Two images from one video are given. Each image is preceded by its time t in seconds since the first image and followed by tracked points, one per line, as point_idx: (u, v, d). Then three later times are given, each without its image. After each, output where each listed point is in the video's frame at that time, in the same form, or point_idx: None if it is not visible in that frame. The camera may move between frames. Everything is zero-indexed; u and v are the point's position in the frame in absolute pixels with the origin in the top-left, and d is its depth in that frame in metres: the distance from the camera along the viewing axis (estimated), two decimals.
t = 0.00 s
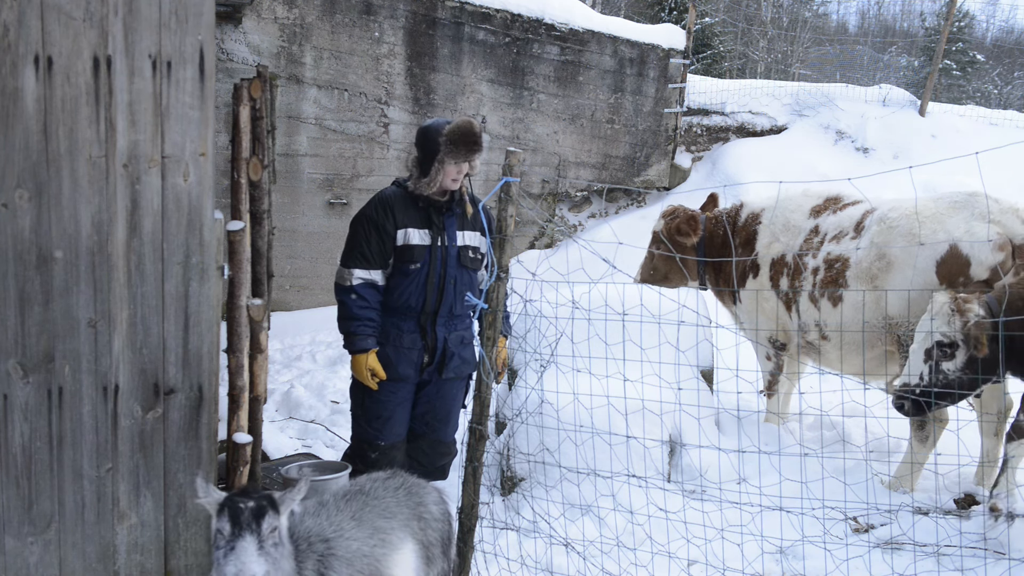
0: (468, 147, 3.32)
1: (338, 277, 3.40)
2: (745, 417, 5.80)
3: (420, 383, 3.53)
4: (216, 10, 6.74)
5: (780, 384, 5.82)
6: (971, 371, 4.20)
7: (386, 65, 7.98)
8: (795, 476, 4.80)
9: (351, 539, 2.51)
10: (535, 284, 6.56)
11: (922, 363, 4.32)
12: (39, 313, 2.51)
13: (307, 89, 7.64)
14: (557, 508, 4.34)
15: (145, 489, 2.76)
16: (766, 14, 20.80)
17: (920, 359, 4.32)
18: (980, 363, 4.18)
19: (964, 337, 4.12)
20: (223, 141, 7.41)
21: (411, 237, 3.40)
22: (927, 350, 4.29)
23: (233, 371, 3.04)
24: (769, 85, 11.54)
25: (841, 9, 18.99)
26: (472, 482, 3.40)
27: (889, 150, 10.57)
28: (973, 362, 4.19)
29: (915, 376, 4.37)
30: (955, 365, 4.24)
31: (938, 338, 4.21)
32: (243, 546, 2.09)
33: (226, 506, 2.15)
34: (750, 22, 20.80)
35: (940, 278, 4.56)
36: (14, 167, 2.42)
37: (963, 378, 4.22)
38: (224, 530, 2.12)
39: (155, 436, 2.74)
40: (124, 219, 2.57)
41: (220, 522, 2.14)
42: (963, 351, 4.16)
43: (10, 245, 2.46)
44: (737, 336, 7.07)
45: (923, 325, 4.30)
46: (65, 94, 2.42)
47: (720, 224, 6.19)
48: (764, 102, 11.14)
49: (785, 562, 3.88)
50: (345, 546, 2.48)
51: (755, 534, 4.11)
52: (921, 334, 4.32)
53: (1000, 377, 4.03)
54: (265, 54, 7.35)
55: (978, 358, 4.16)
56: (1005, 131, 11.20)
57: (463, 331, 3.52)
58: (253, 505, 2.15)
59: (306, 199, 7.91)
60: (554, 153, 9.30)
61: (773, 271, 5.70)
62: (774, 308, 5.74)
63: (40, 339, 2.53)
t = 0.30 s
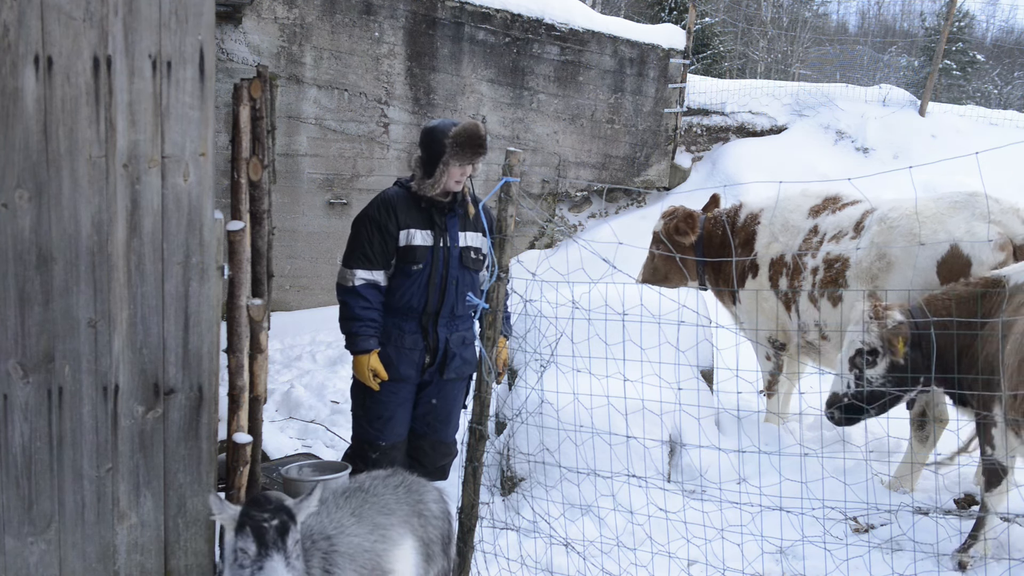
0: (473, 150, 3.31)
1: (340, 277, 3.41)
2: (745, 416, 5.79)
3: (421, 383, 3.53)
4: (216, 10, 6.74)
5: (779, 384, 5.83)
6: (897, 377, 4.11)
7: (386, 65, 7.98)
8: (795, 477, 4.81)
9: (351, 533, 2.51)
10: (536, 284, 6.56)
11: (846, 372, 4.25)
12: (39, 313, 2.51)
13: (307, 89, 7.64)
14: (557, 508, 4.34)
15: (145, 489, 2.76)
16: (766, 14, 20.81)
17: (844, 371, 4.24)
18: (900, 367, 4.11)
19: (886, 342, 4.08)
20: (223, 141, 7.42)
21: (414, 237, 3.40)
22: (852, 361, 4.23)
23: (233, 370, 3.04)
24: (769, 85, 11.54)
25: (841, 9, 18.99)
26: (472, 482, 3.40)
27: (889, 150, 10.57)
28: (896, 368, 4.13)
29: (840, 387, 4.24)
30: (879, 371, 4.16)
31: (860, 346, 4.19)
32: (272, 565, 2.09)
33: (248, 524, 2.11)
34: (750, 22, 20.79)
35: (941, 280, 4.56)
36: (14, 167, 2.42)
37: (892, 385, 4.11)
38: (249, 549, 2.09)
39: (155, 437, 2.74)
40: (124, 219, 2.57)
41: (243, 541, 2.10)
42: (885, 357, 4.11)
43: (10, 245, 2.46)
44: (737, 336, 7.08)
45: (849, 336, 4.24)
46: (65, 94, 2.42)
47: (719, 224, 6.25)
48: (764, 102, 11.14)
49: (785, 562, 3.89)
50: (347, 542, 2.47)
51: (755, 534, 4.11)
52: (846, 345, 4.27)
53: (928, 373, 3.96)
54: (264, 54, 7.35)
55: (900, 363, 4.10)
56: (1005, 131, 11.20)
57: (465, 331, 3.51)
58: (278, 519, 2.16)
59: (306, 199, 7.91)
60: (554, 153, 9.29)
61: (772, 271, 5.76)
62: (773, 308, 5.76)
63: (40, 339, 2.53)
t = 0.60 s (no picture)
0: (476, 154, 3.31)
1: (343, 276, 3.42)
2: (745, 416, 5.79)
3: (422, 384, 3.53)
4: (216, 10, 6.75)
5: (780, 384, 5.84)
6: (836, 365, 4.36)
7: (386, 65, 7.98)
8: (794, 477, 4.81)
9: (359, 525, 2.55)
10: (536, 284, 6.56)
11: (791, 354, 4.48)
12: (39, 313, 2.51)
13: (307, 89, 7.64)
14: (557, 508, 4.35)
15: (145, 489, 2.76)
16: (766, 14, 20.81)
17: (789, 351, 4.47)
18: (843, 353, 4.36)
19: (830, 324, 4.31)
20: (223, 141, 7.42)
21: (416, 238, 3.40)
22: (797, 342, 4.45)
23: (233, 370, 3.04)
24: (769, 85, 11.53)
25: (841, 9, 18.99)
26: (472, 481, 3.40)
27: (889, 150, 10.57)
28: (838, 353, 4.36)
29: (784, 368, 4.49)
30: (822, 356, 4.38)
31: (808, 327, 4.38)
32: None
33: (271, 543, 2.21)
34: (750, 22, 20.77)
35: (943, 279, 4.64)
36: (14, 167, 2.42)
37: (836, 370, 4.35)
38: (274, 566, 2.19)
39: (155, 437, 2.74)
40: (124, 219, 2.57)
41: (267, 559, 2.20)
42: (831, 339, 4.33)
43: (10, 245, 2.46)
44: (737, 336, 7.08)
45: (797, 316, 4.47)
46: (65, 93, 2.42)
47: (717, 224, 6.28)
48: (764, 102, 11.14)
49: (785, 563, 3.91)
50: (353, 540, 2.48)
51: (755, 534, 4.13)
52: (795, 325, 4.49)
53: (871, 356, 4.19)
54: (264, 54, 7.36)
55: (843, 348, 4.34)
56: (1005, 131, 11.20)
57: (466, 332, 3.52)
58: (301, 535, 2.26)
59: (306, 199, 7.91)
60: (554, 153, 9.29)
61: (772, 271, 5.79)
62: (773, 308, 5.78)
63: (40, 339, 2.53)
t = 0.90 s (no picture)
0: (482, 159, 3.32)
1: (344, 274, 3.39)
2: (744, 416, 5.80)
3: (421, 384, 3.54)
4: (216, 10, 6.76)
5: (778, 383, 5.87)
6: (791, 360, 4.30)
7: (386, 65, 7.98)
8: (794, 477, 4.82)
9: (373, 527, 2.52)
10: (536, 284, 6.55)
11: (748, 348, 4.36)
12: (39, 313, 2.51)
13: (307, 89, 7.65)
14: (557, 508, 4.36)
15: (145, 489, 2.76)
16: (766, 14, 20.80)
17: (747, 343, 4.35)
18: (801, 346, 4.28)
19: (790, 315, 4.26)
20: (223, 141, 7.43)
21: (422, 239, 3.39)
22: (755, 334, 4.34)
23: (233, 370, 3.04)
24: (769, 85, 11.53)
25: (841, 9, 18.97)
26: (473, 482, 3.40)
27: (889, 150, 10.57)
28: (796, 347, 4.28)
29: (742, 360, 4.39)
30: (779, 348, 4.29)
31: (767, 320, 4.29)
32: None
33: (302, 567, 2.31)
34: (750, 22, 20.73)
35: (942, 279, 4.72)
36: (14, 167, 2.42)
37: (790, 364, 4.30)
38: None
39: (155, 436, 2.74)
40: (124, 219, 2.57)
41: None
42: (789, 332, 4.25)
43: (10, 245, 2.46)
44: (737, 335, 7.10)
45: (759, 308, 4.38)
46: (65, 93, 2.42)
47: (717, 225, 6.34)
48: (764, 102, 11.13)
49: (785, 563, 3.95)
50: (371, 552, 2.44)
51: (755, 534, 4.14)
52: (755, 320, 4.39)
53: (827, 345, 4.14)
54: (264, 54, 7.37)
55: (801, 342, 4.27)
56: (1006, 131, 11.19)
57: (466, 332, 3.54)
58: (334, 563, 2.32)
59: (306, 199, 7.92)
60: (554, 153, 9.29)
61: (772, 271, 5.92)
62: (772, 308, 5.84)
63: (40, 339, 2.53)
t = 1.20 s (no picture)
0: (466, 171, 3.29)
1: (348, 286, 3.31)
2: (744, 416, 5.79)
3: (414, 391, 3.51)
4: (216, 10, 6.79)
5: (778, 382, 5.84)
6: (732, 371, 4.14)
7: (386, 65, 7.99)
8: (795, 477, 4.83)
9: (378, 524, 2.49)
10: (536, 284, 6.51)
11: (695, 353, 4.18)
12: (39, 313, 2.51)
13: (307, 89, 7.66)
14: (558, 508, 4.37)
15: (145, 489, 2.76)
16: (766, 14, 20.81)
17: (692, 349, 4.18)
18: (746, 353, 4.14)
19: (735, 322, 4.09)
20: (223, 141, 7.43)
21: (422, 246, 3.36)
22: (700, 340, 4.18)
23: (233, 370, 3.04)
24: (769, 85, 11.53)
25: (841, 9, 18.95)
26: (473, 482, 3.40)
27: (889, 150, 10.56)
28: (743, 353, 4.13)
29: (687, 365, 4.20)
30: (727, 354, 4.13)
31: (713, 325, 4.13)
32: None
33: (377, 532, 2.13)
34: (750, 22, 20.74)
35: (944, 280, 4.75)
36: (14, 167, 2.42)
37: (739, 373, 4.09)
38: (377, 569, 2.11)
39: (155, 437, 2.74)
40: (124, 219, 2.57)
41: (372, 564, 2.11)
42: (735, 339, 4.10)
43: (10, 245, 2.46)
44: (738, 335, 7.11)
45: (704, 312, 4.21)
46: (65, 93, 2.42)
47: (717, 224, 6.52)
48: (764, 102, 11.14)
49: (785, 563, 4.00)
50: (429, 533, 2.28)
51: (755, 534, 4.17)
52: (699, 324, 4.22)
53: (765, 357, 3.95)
54: (265, 54, 7.39)
55: (747, 348, 4.12)
56: (1006, 131, 11.18)
57: (458, 335, 3.56)
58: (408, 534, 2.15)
59: (306, 199, 7.92)
60: (554, 154, 9.29)
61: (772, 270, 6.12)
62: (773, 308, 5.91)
63: (40, 339, 2.52)
